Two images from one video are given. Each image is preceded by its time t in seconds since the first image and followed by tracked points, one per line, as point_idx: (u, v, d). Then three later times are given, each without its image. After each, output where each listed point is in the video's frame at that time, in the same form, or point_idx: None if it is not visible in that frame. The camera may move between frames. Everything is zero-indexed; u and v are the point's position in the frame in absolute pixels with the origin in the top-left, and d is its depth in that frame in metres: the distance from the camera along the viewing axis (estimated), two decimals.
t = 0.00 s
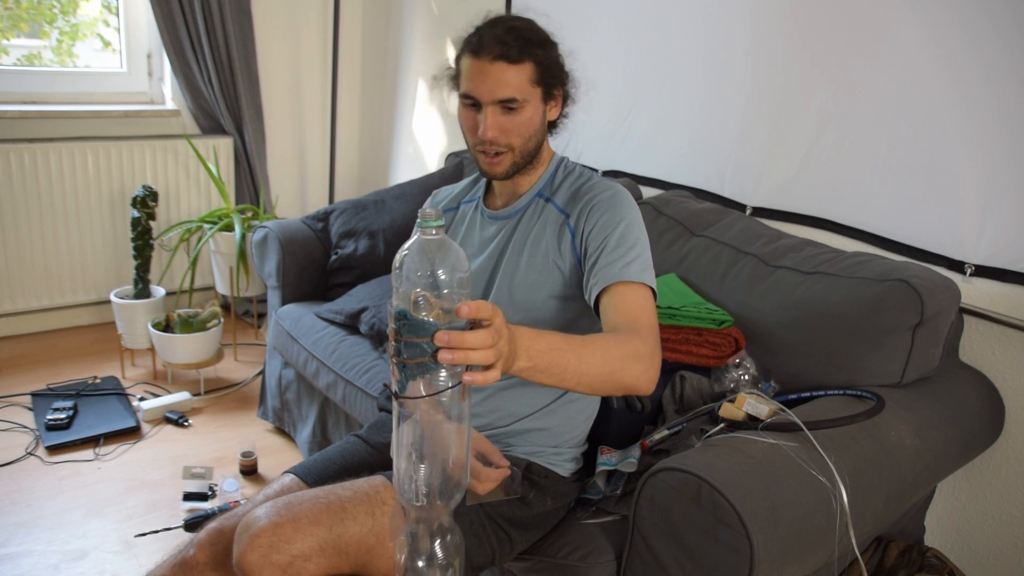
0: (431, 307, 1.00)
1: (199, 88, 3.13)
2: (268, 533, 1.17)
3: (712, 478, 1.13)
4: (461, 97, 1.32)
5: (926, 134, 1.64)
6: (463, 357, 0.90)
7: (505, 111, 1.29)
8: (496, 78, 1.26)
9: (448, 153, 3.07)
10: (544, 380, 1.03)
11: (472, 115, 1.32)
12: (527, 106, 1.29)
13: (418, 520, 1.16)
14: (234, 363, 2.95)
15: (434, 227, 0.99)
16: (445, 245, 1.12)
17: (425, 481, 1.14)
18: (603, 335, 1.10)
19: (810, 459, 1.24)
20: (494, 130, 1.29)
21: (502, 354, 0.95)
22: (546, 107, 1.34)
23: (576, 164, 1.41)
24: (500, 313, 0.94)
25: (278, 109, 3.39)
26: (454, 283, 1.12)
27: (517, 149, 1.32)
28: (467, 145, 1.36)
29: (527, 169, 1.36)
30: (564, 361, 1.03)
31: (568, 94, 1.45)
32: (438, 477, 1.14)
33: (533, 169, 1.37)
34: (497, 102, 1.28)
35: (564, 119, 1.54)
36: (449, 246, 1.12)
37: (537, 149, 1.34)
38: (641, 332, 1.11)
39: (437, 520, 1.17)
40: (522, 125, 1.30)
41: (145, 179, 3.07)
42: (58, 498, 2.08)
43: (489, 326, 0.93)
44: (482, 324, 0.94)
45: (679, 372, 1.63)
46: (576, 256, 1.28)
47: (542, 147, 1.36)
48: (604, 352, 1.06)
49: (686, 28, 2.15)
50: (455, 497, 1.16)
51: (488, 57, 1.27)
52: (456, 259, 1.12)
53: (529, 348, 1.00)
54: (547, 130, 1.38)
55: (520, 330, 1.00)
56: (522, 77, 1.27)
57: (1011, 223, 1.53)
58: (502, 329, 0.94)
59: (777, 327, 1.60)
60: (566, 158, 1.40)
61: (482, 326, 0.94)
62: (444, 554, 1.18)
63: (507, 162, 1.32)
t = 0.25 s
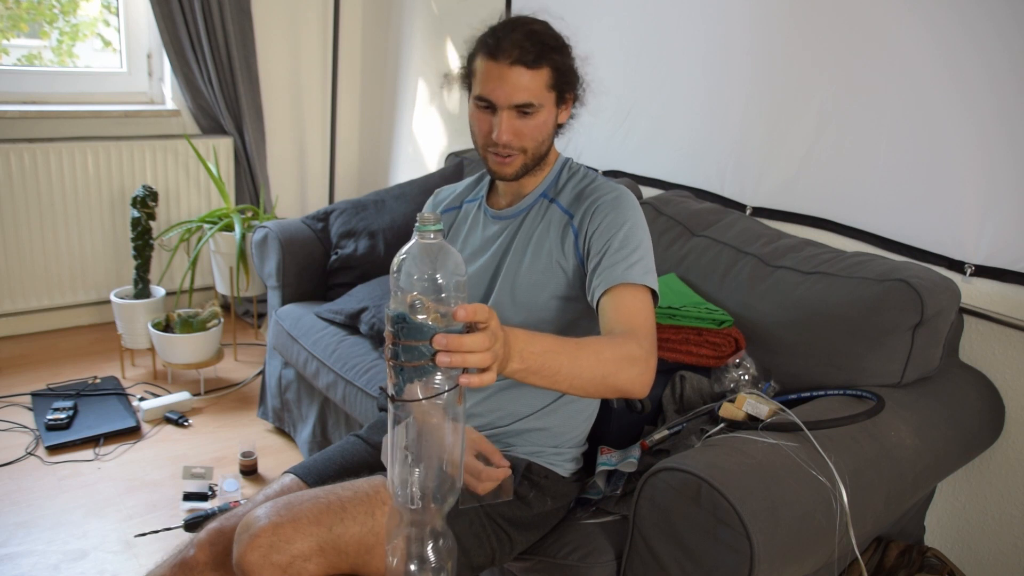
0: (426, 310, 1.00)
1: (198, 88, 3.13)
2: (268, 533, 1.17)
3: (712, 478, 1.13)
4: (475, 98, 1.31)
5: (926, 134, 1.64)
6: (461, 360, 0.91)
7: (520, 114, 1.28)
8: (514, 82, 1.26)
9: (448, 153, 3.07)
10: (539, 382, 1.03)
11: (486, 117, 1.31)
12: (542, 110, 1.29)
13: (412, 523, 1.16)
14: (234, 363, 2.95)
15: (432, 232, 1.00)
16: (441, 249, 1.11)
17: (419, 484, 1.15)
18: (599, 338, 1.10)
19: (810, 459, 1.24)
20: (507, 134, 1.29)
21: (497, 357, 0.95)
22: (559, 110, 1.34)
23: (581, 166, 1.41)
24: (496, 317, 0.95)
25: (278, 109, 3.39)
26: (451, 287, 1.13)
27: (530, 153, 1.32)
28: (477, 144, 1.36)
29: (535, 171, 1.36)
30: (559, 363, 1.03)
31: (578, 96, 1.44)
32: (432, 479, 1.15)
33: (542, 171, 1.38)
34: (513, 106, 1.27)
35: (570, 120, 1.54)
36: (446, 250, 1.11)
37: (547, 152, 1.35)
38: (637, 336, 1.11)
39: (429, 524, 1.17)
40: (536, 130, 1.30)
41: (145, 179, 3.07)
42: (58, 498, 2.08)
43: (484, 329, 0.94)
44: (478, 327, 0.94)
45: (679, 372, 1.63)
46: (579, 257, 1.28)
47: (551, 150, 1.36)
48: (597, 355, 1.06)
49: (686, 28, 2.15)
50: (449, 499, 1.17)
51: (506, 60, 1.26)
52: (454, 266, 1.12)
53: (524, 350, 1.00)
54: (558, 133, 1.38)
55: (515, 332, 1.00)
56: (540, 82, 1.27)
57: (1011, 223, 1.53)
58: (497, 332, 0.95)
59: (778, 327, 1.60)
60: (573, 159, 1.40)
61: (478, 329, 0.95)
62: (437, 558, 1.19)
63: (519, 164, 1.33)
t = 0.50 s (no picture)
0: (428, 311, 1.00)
1: (198, 88, 3.13)
2: (268, 533, 1.17)
3: (712, 478, 1.13)
4: (481, 99, 1.30)
5: (926, 134, 1.64)
6: (462, 361, 0.90)
7: (526, 117, 1.28)
8: (521, 85, 1.25)
9: (448, 153, 3.07)
10: (538, 383, 1.04)
11: (492, 118, 1.30)
12: (548, 113, 1.28)
13: (412, 522, 1.17)
14: (234, 363, 2.95)
15: (434, 234, 1.00)
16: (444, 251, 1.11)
17: (419, 484, 1.16)
18: (601, 339, 1.10)
19: (810, 460, 1.24)
20: (514, 136, 1.29)
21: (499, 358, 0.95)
22: (564, 112, 1.34)
23: (585, 166, 1.41)
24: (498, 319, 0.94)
25: (278, 109, 3.39)
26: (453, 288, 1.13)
27: (535, 154, 1.32)
28: (482, 145, 1.35)
29: (539, 172, 1.36)
30: (559, 365, 1.03)
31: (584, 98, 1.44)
32: (432, 479, 1.16)
33: (546, 172, 1.38)
34: (520, 109, 1.27)
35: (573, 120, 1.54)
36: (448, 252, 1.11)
37: (552, 153, 1.35)
38: (639, 337, 1.11)
39: (429, 523, 1.17)
40: (541, 132, 1.30)
41: (145, 179, 3.07)
42: (58, 498, 2.08)
43: (486, 331, 0.93)
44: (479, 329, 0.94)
45: (679, 372, 1.63)
46: (582, 257, 1.28)
47: (555, 150, 1.36)
48: (599, 356, 1.06)
49: (686, 28, 2.15)
50: (449, 498, 1.17)
51: (513, 63, 1.25)
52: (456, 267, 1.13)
53: (524, 352, 1.00)
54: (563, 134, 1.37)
55: (516, 334, 1.00)
56: (547, 85, 1.26)
57: (1011, 223, 1.53)
58: (498, 333, 0.95)
59: (778, 327, 1.60)
60: (576, 159, 1.40)
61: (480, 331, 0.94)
62: (436, 556, 1.19)
63: (523, 166, 1.33)
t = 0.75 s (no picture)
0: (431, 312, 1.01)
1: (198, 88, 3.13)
2: (268, 533, 1.17)
3: (712, 478, 1.13)
4: (482, 100, 1.30)
5: (926, 134, 1.64)
6: (464, 363, 0.91)
7: (526, 118, 1.28)
8: (521, 87, 1.25)
9: (448, 153, 3.07)
10: (540, 385, 1.04)
11: (492, 120, 1.31)
12: (549, 115, 1.28)
13: (417, 522, 1.18)
14: (234, 363, 2.95)
15: (436, 235, 1.00)
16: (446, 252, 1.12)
17: (424, 484, 1.16)
18: (603, 340, 1.10)
19: (810, 460, 1.24)
20: (514, 137, 1.29)
21: (501, 360, 0.95)
22: (564, 114, 1.34)
23: (586, 167, 1.41)
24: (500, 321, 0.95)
25: (278, 109, 3.39)
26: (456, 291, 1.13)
27: (535, 156, 1.32)
28: (482, 145, 1.35)
29: (539, 173, 1.36)
30: (561, 367, 1.03)
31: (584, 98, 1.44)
32: (436, 479, 1.16)
33: (546, 173, 1.38)
34: (520, 111, 1.27)
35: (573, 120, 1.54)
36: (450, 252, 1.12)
37: (552, 155, 1.35)
38: (641, 338, 1.11)
39: (434, 523, 1.19)
40: (541, 134, 1.30)
41: (145, 179, 3.07)
42: (58, 498, 2.08)
43: (488, 333, 0.94)
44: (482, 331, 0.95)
45: (679, 372, 1.63)
46: (583, 258, 1.28)
47: (555, 152, 1.36)
48: (601, 358, 1.06)
49: (685, 28, 2.15)
50: (454, 499, 1.18)
51: (514, 64, 1.25)
52: (458, 268, 1.13)
53: (525, 354, 1.00)
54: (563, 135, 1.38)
55: (518, 335, 1.00)
56: (547, 88, 1.26)
57: (1011, 223, 1.53)
58: (501, 335, 0.95)
59: (778, 328, 1.60)
60: (576, 159, 1.41)
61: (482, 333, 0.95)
62: (442, 556, 1.20)
63: (523, 167, 1.33)
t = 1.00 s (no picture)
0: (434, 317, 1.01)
1: (198, 88, 3.13)
2: (268, 533, 1.16)
3: (712, 478, 1.13)
4: (476, 102, 1.31)
5: (926, 134, 1.64)
6: (466, 370, 0.90)
7: (519, 117, 1.28)
8: (512, 86, 1.26)
9: (448, 153, 3.07)
10: (544, 387, 1.04)
11: (486, 121, 1.31)
12: (542, 113, 1.28)
13: (417, 524, 1.19)
14: (234, 363, 2.95)
15: (441, 242, 1.00)
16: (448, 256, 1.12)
17: (425, 486, 1.16)
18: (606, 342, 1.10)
19: (810, 460, 1.24)
20: (507, 136, 1.29)
21: (504, 365, 0.95)
22: (560, 112, 1.34)
23: (586, 167, 1.41)
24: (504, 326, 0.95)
25: (278, 109, 3.39)
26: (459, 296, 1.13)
27: (529, 155, 1.31)
28: (479, 147, 1.36)
29: (538, 173, 1.36)
30: (565, 369, 1.04)
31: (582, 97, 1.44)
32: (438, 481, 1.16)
33: (544, 173, 1.37)
34: (512, 110, 1.27)
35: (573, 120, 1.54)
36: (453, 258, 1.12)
37: (549, 154, 1.34)
38: (644, 339, 1.11)
39: (435, 525, 1.19)
40: (536, 133, 1.30)
41: (145, 179, 3.07)
42: (58, 498, 2.08)
43: (491, 339, 0.93)
44: (485, 336, 0.94)
45: (679, 372, 1.63)
46: (584, 259, 1.28)
47: (554, 151, 1.36)
48: (605, 360, 1.06)
49: (686, 27, 2.15)
50: (455, 500, 1.19)
51: (504, 64, 1.26)
52: (460, 269, 1.13)
53: (530, 356, 1.00)
54: (561, 134, 1.37)
55: (523, 338, 1.00)
56: (538, 86, 1.26)
57: (1012, 223, 1.53)
58: (504, 340, 0.95)
59: (778, 328, 1.60)
60: (577, 159, 1.40)
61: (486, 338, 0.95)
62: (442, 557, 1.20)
63: (519, 167, 1.32)
